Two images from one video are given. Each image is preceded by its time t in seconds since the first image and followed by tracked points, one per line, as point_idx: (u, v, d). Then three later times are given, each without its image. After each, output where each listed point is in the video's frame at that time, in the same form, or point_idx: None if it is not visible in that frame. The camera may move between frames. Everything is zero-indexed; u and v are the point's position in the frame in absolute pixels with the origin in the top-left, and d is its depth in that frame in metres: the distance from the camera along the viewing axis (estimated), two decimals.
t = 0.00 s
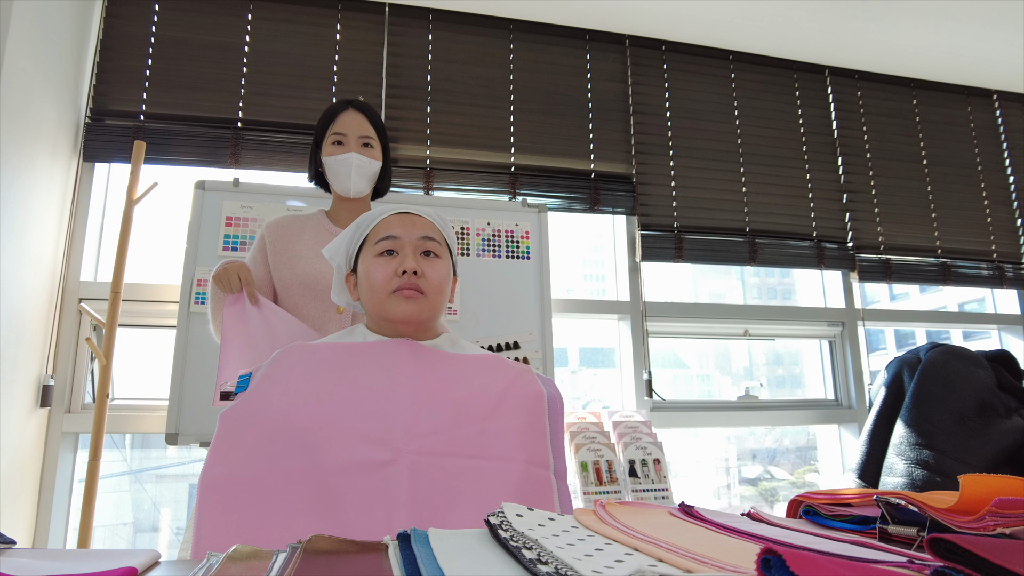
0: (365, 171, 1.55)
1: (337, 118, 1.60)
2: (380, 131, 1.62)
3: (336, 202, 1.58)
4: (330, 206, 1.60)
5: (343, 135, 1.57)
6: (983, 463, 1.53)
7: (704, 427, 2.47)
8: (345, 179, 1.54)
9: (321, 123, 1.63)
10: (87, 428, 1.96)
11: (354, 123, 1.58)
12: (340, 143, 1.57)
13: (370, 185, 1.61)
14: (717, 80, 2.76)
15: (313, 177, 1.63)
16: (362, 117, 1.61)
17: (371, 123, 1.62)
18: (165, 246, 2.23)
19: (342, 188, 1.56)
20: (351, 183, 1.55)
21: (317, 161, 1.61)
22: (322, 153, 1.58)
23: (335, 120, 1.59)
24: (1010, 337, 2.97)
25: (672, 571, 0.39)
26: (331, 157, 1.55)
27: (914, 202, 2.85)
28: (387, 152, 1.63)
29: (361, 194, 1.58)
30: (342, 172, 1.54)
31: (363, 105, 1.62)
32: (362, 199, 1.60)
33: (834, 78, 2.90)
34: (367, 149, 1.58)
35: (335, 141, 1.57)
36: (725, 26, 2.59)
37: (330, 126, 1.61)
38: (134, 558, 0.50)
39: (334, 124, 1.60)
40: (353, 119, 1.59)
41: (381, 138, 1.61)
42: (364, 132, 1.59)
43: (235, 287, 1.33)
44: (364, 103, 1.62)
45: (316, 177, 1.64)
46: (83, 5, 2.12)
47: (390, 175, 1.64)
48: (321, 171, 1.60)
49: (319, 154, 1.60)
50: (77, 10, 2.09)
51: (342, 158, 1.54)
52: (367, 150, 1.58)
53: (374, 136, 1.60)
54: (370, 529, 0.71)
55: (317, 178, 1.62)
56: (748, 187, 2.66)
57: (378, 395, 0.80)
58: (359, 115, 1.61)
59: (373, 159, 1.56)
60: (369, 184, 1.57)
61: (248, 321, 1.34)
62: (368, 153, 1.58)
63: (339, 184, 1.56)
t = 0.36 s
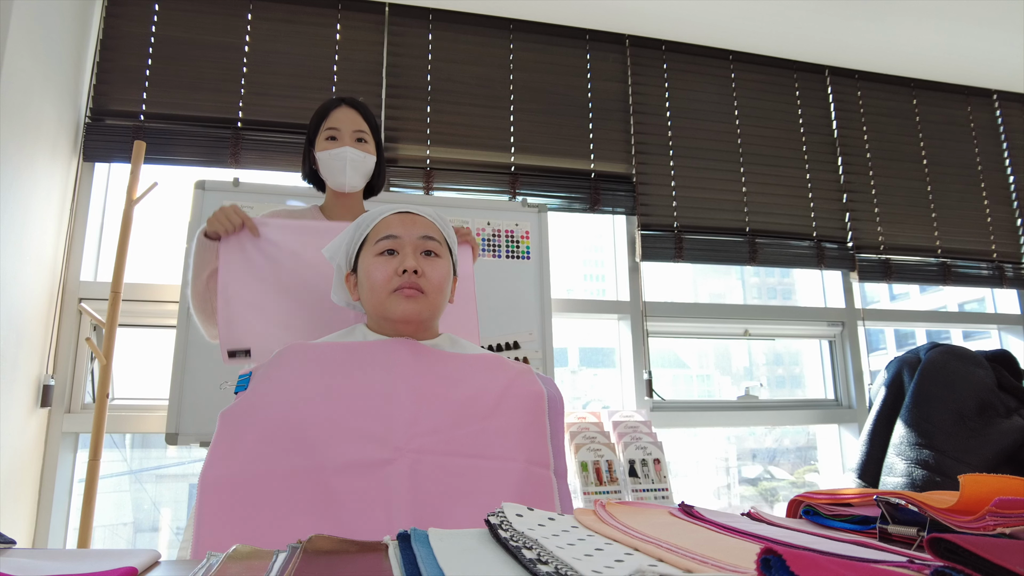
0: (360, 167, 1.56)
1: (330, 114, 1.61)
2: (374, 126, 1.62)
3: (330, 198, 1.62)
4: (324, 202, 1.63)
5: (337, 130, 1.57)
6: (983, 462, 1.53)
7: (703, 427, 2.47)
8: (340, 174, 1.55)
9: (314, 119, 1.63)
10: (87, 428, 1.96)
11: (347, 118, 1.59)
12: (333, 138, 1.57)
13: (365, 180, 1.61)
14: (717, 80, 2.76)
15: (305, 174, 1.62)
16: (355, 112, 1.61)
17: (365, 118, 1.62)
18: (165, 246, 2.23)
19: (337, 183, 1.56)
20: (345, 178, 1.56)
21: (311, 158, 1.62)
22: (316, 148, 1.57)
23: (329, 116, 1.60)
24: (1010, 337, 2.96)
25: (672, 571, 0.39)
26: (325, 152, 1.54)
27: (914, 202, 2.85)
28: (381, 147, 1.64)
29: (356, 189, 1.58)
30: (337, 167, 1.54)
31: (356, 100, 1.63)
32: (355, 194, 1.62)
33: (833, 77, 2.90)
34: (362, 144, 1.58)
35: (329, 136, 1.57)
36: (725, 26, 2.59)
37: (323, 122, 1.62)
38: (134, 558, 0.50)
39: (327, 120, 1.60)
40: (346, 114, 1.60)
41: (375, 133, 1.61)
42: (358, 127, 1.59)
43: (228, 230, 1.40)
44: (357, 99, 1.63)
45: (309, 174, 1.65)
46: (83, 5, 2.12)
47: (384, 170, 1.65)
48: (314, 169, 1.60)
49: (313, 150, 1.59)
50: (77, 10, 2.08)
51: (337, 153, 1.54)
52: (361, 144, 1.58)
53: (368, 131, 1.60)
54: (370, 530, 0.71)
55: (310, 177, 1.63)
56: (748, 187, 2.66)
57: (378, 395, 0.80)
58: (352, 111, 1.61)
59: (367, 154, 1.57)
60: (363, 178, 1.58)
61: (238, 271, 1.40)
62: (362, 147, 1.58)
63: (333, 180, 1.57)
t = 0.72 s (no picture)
0: (350, 173, 1.56)
1: (322, 119, 1.61)
2: (365, 131, 1.62)
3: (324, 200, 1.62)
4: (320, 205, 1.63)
5: (328, 136, 1.57)
6: (983, 463, 1.53)
7: (703, 427, 2.47)
8: (331, 181, 1.56)
9: (307, 124, 1.64)
10: (87, 428, 1.96)
11: (338, 124, 1.59)
12: (325, 145, 1.57)
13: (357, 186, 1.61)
14: (717, 80, 2.76)
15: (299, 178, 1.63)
16: (347, 117, 1.61)
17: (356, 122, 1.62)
18: (165, 246, 2.23)
19: (327, 189, 1.57)
20: (336, 185, 1.56)
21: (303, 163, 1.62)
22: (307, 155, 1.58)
23: (321, 121, 1.60)
24: (1010, 337, 2.96)
25: (672, 571, 0.39)
26: (317, 160, 1.55)
27: (914, 202, 2.85)
28: (373, 151, 1.64)
29: (348, 195, 1.59)
30: (328, 175, 1.55)
31: (348, 104, 1.63)
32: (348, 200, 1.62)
33: (833, 77, 2.90)
34: (353, 150, 1.58)
35: (321, 143, 1.58)
36: (725, 26, 2.59)
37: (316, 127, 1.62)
38: (134, 558, 0.50)
39: (320, 125, 1.61)
40: (338, 119, 1.60)
41: (366, 138, 1.61)
42: (350, 133, 1.59)
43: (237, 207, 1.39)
44: (349, 102, 1.62)
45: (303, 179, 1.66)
46: (83, 5, 2.11)
47: (377, 174, 1.64)
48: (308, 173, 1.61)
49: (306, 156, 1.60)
50: (77, 9, 2.08)
51: (328, 161, 1.54)
52: (352, 151, 1.58)
53: (359, 136, 1.60)
54: (370, 529, 0.71)
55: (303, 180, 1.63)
56: (748, 187, 2.66)
57: (377, 395, 0.80)
58: (343, 116, 1.61)
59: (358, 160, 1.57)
60: (355, 185, 1.58)
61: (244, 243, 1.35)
62: (353, 154, 1.58)
63: (324, 186, 1.57)
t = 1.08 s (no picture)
0: (352, 176, 1.56)
1: (322, 119, 1.60)
2: (367, 132, 1.62)
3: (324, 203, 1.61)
4: (319, 206, 1.62)
5: (329, 139, 1.56)
6: (983, 463, 1.53)
7: (703, 427, 2.47)
8: (332, 186, 1.56)
9: (307, 125, 1.62)
10: (87, 428, 1.96)
11: (339, 126, 1.58)
12: (326, 147, 1.57)
13: (359, 188, 1.62)
14: (717, 80, 2.76)
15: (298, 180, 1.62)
16: (347, 119, 1.60)
17: (358, 125, 1.61)
18: (165, 246, 2.23)
19: (329, 192, 1.57)
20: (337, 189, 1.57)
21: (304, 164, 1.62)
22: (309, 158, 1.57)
23: (321, 123, 1.58)
24: (1010, 337, 2.96)
25: (672, 571, 0.39)
26: (318, 163, 1.54)
27: (914, 202, 2.85)
28: (374, 153, 1.64)
29: (349, 199, 1.59)
30: (328, 179, 1.54)
31: (349, 105, 1.61)
32: (349, 203, 1.62)
33: (833, 77, 2.90)
34: (354, 153, 1.58)
35: (321, 145, 1.57)
36: (725, 26, 2.59)
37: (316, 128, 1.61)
38: (134, 557, 0.50)
39: (320, 127, 1.59)
40: (338, 121, 1.59)
41: (367, 140, 1.61)
42: (351, 135, 1.58)
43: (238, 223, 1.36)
44: (349, 102, 1.61)
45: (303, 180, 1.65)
46: (83, 5, 2.11)
47: (378, 176, 1.65)
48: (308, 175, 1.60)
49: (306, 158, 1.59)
50: (77, 9, 2.08)
51: (329, 164, 1.54)
52: (354, 154, 1.58)
53: (361, 139, 1.59)
54: (369, 529, 0.71)
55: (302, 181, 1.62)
56: (748, 187, 2.66)
57: (377, 395, 0.80)
58: (344, 117, 1.60)
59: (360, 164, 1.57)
60: (356, 188, 1.59)
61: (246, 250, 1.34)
62: (355, 158, 1.58)
63: (325, 189, 1.57)
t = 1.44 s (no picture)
0: (381, 173, 1.56)
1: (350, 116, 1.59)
2: (396, 129, 1.61)
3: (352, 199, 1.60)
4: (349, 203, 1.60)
5: (358, 136, 1.55)
6: (983, 463, 1.53)
7: (703, 427, 2.47)
8: (362, 182, 1.55)
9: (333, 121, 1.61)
10: (87, 428, 1.96)
11: (368, 122, 1.57)
12: (355, 144, 1.56)
13: (387, 184, 1.61)
14: (717, 81, 2.76)
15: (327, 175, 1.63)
16: (376, 115, 1.59)
17: (387, 122, 1.60)
18: (165, 246, 2.23)
19: (356, 188, 1.57)
20: (367, 185, 1.56)
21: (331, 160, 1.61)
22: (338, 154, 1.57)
23: (349, 120, 1.57)
24: (1010, 337, 2.96)
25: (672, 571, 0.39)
26: (347, 160, 1.54)
27: (914, 202, 2.85)
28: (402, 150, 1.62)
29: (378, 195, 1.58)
30: (358, 175, 1.54)
31: (376, 101, 1.60)
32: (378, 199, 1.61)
33: (833, 77, 2.90)
34: (383, 150, 1.57)
35: (350, 142, 1.56)
36: (725, 26, 2.59)
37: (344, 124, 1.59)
38: (135, 558, 0.50)
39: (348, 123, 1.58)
40: (368, 118, 1.57)
41: (396, 137, 1.60)
42: (380, 132, 1.57)
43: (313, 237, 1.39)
44: (378, 100, 1.59)
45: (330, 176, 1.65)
46: (83, 5, 2.11)
47: (405, 173, 1.64)
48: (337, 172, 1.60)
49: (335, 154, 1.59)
50: (77, 9, 2.08)
51: (358, 160, 1.54)
52: (383, 150, 1.57)
53: (389, 136, 1.58)
54: (369, 529, 0.71)
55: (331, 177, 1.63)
56: (748, 187, 2.66)
57: (377, 395, 0.80)
58: (373, 114, 1.59)
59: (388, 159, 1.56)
60: (385, 184, 1.58)
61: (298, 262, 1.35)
62: (383, 154, 1.57)
63: (354, 185, 1.57)
